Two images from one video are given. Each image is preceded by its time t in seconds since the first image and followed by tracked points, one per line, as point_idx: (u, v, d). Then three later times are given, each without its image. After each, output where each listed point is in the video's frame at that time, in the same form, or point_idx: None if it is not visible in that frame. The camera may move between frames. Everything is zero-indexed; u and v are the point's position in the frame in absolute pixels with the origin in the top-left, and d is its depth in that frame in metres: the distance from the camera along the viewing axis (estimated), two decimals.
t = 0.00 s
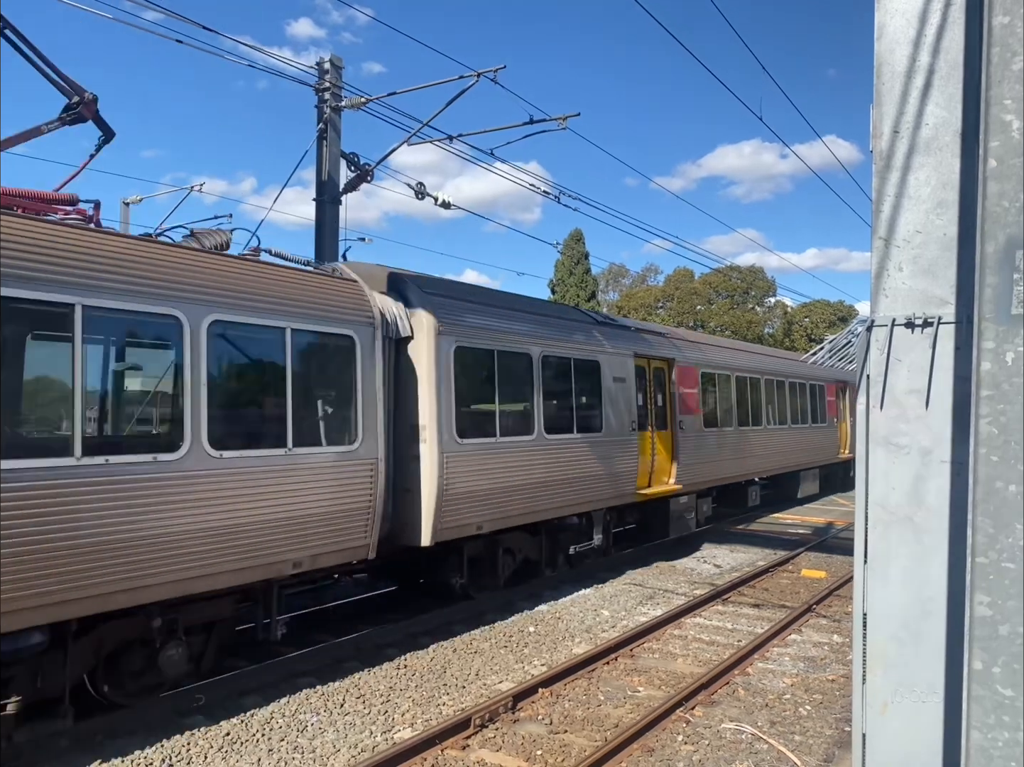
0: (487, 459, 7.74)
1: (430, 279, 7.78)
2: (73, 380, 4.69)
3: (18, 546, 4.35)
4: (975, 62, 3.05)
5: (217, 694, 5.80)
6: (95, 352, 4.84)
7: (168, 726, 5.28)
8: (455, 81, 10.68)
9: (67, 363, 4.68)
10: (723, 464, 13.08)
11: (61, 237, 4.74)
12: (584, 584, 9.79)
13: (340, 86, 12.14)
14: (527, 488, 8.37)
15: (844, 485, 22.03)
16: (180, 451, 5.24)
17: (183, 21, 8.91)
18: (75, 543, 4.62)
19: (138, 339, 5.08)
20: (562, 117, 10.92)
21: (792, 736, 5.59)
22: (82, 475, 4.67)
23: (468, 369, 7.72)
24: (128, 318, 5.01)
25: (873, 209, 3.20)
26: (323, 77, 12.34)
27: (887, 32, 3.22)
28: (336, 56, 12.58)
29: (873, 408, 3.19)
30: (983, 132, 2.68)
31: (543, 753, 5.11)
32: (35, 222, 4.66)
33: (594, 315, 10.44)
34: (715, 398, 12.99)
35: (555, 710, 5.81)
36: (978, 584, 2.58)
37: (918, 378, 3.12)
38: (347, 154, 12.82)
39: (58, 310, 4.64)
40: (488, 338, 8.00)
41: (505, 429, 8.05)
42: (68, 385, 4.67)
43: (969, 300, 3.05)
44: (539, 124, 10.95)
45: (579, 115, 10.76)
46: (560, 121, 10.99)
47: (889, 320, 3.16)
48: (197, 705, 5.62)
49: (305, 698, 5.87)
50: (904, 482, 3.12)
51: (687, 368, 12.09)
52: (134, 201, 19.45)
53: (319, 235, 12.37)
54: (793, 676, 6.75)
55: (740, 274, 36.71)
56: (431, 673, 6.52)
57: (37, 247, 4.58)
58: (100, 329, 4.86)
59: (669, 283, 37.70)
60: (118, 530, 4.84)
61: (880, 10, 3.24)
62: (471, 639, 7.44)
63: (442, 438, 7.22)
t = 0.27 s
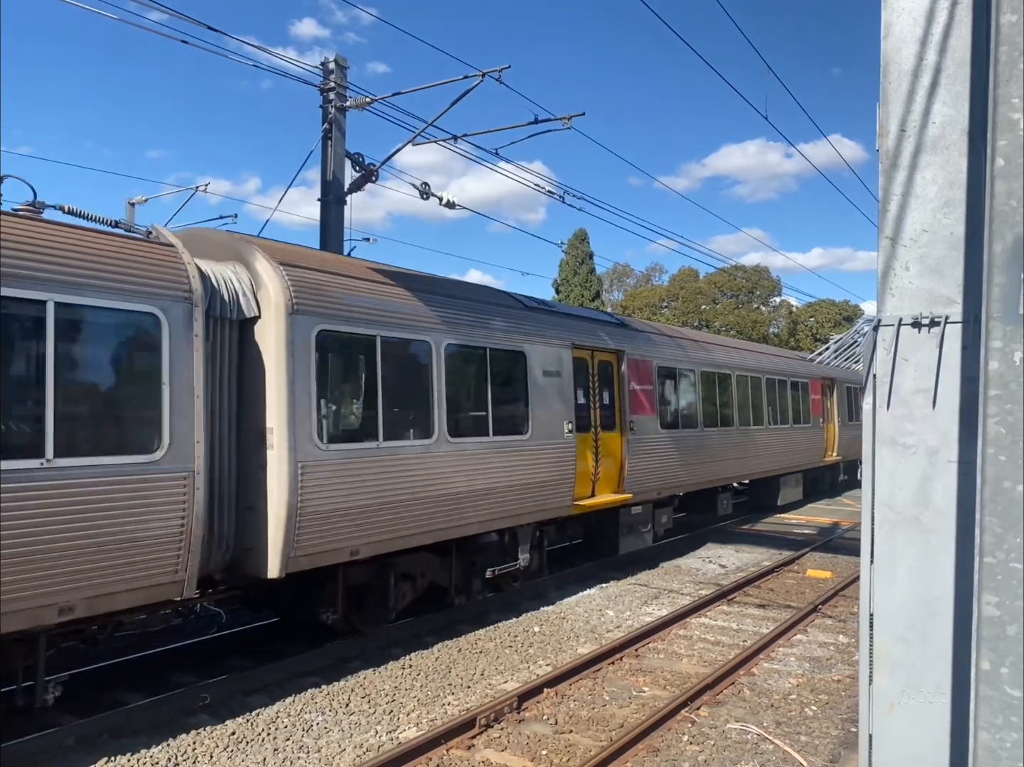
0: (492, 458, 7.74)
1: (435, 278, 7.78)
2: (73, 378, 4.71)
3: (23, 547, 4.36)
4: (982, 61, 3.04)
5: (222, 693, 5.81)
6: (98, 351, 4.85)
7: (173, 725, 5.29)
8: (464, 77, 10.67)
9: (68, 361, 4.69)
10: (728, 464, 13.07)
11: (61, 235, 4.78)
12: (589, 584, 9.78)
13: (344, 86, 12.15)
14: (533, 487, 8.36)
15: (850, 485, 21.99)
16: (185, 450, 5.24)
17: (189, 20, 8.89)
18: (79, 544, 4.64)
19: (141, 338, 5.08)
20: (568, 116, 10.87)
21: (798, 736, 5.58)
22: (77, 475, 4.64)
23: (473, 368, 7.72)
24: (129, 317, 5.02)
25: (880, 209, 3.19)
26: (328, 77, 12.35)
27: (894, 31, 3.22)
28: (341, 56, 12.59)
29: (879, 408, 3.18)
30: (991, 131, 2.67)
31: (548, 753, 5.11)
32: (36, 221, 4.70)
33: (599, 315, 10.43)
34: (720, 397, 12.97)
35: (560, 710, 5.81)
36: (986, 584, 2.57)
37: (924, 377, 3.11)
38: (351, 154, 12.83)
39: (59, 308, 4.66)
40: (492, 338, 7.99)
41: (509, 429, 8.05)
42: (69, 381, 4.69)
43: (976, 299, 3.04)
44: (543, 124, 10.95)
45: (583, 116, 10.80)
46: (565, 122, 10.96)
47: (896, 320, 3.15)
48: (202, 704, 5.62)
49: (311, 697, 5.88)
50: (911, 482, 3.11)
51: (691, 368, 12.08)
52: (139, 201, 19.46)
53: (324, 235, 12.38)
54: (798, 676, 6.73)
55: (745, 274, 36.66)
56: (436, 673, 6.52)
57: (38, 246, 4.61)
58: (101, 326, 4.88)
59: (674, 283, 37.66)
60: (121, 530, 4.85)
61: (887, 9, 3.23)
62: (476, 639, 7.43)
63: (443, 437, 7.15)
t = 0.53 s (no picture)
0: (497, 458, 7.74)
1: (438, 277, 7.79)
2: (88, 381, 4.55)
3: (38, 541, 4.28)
4: (990, 58, 3.02)
5: (228, 693, 5.82)
6: (110, 351, 4.70)
7: (179, 724, 5.30)
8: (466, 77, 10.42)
9: (81, 361, 4.52)
10: (733, 464, 13.06)
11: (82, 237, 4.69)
12: (594, 584, 9.78)
13: (349, 86, 12.16)
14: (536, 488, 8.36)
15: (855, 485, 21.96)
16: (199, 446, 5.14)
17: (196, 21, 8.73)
18: (95, 538, 4.54)
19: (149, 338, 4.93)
20: (574, 118, 10.79)
21: (804, 736, 5.57)
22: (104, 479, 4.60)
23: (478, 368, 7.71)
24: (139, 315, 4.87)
25: (887, 207, 3.18)
26: (333, 77, 12.36)
27: (900, 29, 3.20)
28: (346, 57, 12.59)
29: (886, 408, 3.17)
30: (999, 129, 2.65)
31: (554, 753, 5.10)
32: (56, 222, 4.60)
33: (604, 314, 10.41)
34: (725, 397, 12.95)
35: (566, 710, 5.81)
36: (994, 585, 2.56)
37: (931, 377, 3.10)
38: (357, 155, 12.83)
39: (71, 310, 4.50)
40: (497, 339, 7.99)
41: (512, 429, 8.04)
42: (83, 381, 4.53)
43: (983, 298, 3.03)
44: (547, 124, 10.73)
45: (588, 116, 10.57)
46: (572, 121, 10.82)
47: (902, 319, 3.14)
48: (208, 703, 5.63)
49: (316, 696, 5.88)
50: (917, 482, 3.11)
51: (696, 367, 12.06)
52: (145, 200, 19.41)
53: (329, 235, 12.40)
54: (805, 677, 6.72)
55: (750, 273, 36.61)
56: (441, 672, 6.53)
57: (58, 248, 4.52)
58: (111, 325, 4.72)
59: (679, 282, 37.63)
60: (135, 524, 4.76)
61: (894, 7, 3.22)
62: (481, 638, 7.43)
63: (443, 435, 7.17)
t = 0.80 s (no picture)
0: (502, 458, 7.74)
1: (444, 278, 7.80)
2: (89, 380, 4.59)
3: (53, 538, 4.32)
4: (997, 58, 3.02)
5: (235, 692, 5.84)
6: (112, 351, 4.72)
7: (186, 724, 5.32)
8: (471, 82, 10.36)
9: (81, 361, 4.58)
10: (739, 464, 13.04)
11: (87, 237, 4.69)
12: (600, 584, 9.77)
13: (355, 86, 12.17)
14: (541, 489, 8.36)
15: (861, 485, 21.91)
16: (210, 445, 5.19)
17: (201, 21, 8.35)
18: (107, 537, 4.57)
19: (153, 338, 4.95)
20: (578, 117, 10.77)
21: (811, 737, 5.56)
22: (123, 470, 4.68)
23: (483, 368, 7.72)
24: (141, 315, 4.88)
25: (893, 207, 3.17)
26: (339, 77, 12.37)
27: (907, 29, 3.20)
28: (352, 57, 12.61)
29: (893, 408, 3.16)
30: (1007, 128, 2.64)
31: (560, 753, 5.11)
32: (61, 221, 4.60)
33: (609, 315, 10.40)
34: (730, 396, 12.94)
35: (572, 710, 5.81)
36: (1002, 586, 2.55)
37: (939, 377, 3.09)
38: (362, 155, 12.85)
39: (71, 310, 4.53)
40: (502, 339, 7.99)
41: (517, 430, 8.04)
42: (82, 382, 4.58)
43: (991, 298, 3.02)
44: (553, 124, 10.47)
45: (592, 116, 10.45)
46: (576, 121, 10.76)
47: (910, 319, 3.13)
48: (215, 704, 5.64)
49: (322, 696, 5.89)
50: (925, 483, 3.09)
51: (702, 367, 12.04)
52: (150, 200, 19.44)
53: (335, 235, 12.42)
54: (812, 677, 6.71)
55: (756, 273, 36.54)
56: (447, 672, 6.54)
57: (63, 250, 4.53)
58: (112, 325, 4.74)
59: (684, 282, 37.59)
60: (151, 521, 4.80)
61: (900, 7, 3.21)
62: (487, 639, 7.44)
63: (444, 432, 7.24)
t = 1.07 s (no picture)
0: (508, 458, 7.73)
1: (449, 278, 7.79)
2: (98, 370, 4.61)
3: (65, 538, 4.38)
4: (1005, 56, 3.00)
5: (241, 692, 5.85)
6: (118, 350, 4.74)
7: (192, 723, 5.33)
8: (478, 77, 10.66)
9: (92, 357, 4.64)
10: (745, 464, 13.02)
11: (93, 237, 4.71)
12: (606, 584, 9.76)
13: (361, 86, 12.18)
14: (547, 489, 8.35)
15: (868, 485, 21.85)
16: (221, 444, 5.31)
17: (204, 21, 8.53)
18: (115, 538, 4.61)
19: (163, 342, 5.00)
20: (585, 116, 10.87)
21: (817, 738, 5.55)
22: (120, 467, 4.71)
23: (489, 368, 7.71)
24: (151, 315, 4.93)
25: (901, 206, 3.16)
26: (345, 78, 12.38)
27: (914, 27, 3.18)
28: (357, 57, 12.62)
29: (900, 408, 3.15)
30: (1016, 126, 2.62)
31: (565, 754, 5.10)
32: (67, 221, 4.62)
33: (615, 314, 10.39)
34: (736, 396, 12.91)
35: (577, 710, 5.80)
36: (1010, 586, 2.54)
37: (946, 377, 3.07)
38: (368, 156, 12.86)
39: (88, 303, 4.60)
40: (508, 339, 7.99)
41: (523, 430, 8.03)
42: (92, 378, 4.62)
43: (999, 297, 3.00)
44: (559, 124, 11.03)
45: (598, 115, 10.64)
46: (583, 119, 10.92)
47: (917, 319, 3.11)
48: (221, 703, 5.65)
49: (328, 696, 5.90)
50: (932, 484, 3.08)
51: (707, 367, 12.03)
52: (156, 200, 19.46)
53: (341, 235, 12.43)
54: (818, 678, 6.69)
55: (762, 273, 36.46)
56: (452, 672, 6.54)
57: (70, 250, 4.54)
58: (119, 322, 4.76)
59: (690, 282, 37.54)
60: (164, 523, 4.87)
61: (908, 5, 3.20)
62: (492, 639, 7.43)
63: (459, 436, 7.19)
